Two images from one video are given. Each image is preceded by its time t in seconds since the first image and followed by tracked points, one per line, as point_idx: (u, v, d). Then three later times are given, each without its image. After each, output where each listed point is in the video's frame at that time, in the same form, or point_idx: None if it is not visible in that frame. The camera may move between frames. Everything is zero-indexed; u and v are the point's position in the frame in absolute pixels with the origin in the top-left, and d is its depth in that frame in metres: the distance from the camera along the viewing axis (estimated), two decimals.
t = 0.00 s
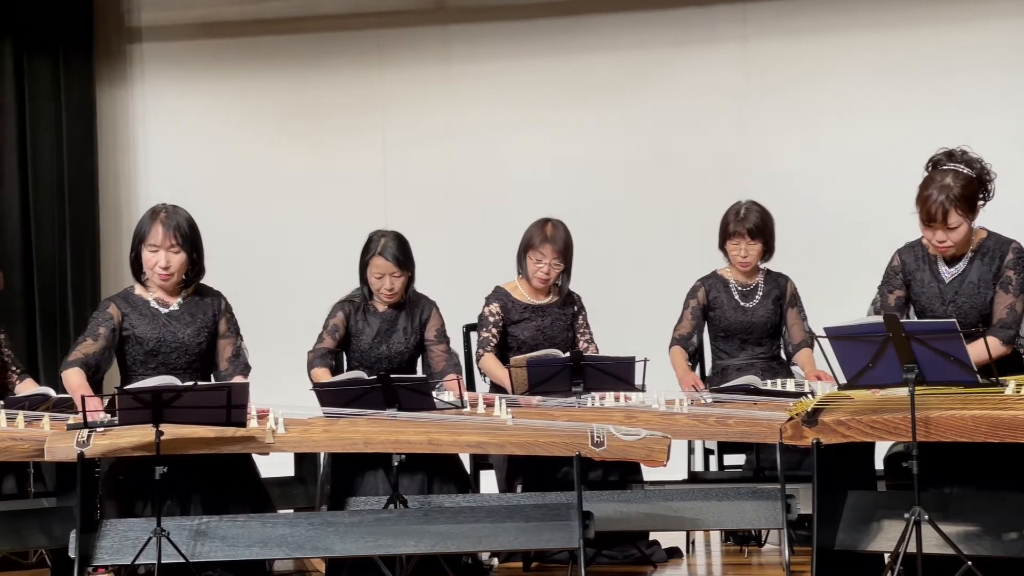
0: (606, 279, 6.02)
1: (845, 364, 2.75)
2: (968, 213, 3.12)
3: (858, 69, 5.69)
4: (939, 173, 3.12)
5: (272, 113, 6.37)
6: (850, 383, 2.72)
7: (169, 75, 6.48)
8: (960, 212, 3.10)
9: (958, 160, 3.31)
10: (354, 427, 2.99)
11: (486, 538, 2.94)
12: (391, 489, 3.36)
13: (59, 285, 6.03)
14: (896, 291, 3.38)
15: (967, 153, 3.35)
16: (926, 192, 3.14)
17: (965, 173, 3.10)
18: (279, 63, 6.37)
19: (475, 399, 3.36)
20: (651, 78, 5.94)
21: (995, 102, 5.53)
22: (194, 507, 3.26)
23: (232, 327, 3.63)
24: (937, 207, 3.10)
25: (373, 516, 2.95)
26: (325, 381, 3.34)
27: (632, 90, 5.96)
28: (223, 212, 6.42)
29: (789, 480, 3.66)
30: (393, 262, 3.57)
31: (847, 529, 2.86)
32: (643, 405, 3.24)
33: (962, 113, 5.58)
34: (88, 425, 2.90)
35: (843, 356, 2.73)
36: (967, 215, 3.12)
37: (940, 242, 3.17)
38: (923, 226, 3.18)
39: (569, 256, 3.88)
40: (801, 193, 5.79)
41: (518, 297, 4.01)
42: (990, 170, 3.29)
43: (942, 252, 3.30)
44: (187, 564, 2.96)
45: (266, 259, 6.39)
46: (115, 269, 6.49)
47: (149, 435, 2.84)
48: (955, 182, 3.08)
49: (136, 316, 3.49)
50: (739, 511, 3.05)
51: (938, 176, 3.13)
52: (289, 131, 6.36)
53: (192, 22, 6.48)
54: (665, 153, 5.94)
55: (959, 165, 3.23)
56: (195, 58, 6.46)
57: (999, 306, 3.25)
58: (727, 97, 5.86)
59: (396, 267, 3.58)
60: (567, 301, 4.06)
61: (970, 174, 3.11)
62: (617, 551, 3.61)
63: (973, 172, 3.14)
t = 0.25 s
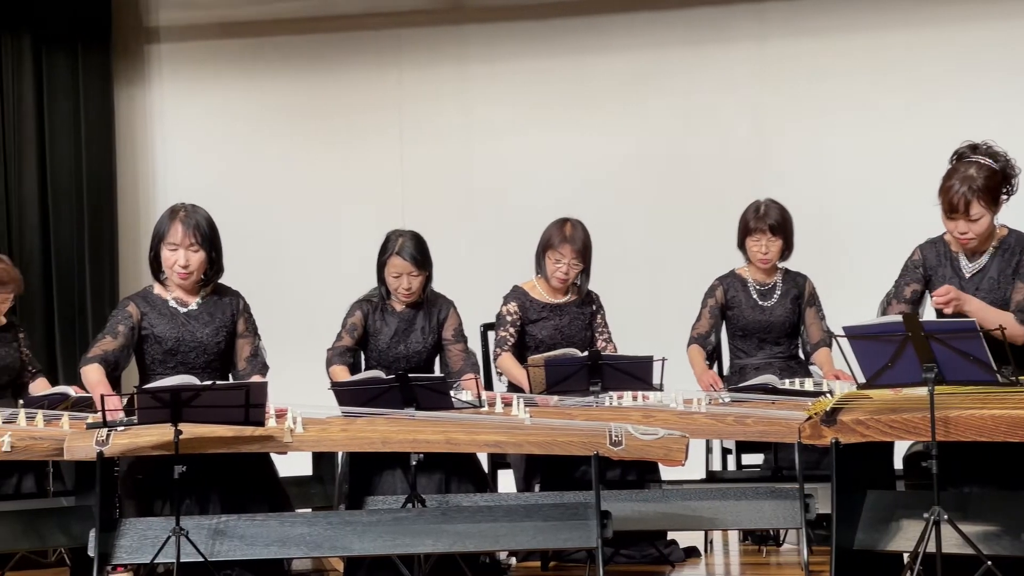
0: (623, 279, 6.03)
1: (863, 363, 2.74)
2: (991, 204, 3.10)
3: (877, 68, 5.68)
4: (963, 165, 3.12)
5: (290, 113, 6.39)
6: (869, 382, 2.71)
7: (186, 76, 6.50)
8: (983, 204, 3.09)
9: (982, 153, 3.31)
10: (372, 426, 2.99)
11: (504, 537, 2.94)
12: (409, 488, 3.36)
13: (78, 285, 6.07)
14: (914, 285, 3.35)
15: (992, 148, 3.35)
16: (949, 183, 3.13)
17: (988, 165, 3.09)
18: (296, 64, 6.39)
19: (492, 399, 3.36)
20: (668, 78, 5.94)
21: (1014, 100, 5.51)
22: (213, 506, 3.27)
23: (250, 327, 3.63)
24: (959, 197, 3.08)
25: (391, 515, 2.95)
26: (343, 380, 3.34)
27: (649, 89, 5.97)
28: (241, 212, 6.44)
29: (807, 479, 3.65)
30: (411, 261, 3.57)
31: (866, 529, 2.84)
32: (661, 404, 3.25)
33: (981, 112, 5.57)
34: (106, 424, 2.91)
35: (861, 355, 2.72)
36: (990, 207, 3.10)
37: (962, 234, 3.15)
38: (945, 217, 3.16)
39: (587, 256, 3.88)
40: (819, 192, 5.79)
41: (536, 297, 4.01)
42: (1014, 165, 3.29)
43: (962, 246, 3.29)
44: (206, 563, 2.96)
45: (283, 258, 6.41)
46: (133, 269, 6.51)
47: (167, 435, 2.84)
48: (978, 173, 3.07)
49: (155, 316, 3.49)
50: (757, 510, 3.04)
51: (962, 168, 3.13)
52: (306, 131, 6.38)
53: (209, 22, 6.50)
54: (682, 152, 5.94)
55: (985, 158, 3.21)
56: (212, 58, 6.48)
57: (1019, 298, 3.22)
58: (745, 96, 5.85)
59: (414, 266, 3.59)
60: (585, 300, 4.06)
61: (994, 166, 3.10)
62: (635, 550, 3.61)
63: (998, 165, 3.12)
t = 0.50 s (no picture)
0: (641, 279, 6.04)
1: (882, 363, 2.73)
2: (1014, 202, 3.08)
3: (895, 68, 5.69)
4: (985, 162, 3.10)
5: (308, 114, 6.41)
6: (888, 382, 2.70)
7: (204, 76, 6.53)
8: (1004, 202, 3.08)
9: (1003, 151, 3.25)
10: (390, 425, 3.00)
11: (522, 537, 2.95)
12: (427, 488, 3.37)
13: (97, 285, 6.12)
14: (931, 283, 3.39)
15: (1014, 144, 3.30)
16: (971, 180, 3.12)
17: (1011, 163, 3.07)
18: (313, 65, 6.42)
19: (510, 399, 3.36)
20: (686, 78, 5.96)
21: None
22: (231, 505, 3.27)
23: (268, 327, 3.63)
24: (981, 194, 3.07)
25: (409, 515, 2.96)
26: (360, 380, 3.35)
27: (666, 90, 5.99)
28: (259, 213, 6.46)
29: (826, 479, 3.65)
30: (428, 261, 3.58)
31: (885, 529, 2.82)
32: (680, 404, 3.25)
33: (998, 111, 5.57)
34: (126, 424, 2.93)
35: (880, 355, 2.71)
36: (1011, 205, 3.08)
37: (984, 230, 3.14)
38: (966, 214, 3.16)
39: (606, 256, 3.89)
40: (836, 192, 5.79)
41: (555, 296, 4.02)
42: None
43: (983, 245, 3.28)
44: (224, 563, 2.97)
45: (300, 259, 6.44)
46: (151, 269, 6.54)
47: (186, 435, 2.86)
48: (1000, 171, 3.05)
49: (173, 315, 3.48)
50: (775, 511, 3.04)
51: (984, 166, 3.11)
52: (323, 131, 6.40)
53: (227, 23, 6.53)
54: (700, 153, 5.96)
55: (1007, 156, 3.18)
56: (230, 58, 6.50)
57: None
58: (762, 96, 5.87)
59: (431, 266, 3.60)
60: (603, 300, 4.06)
61: (1017, 164, 3.07)
62: (653, 550, 3.61)
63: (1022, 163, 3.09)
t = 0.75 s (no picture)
0: (658, 278, 6.05)
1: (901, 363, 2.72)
2: None
3: (912, 67, 5.71)
4: (1009, 161, 3.10)
5: (325, 114, 6.43)
6: (907, 382, 2.69)
7: (222, 77, 6.55)
8: None
9: None
10: (407, 424, 2.99)
11: (541, 537, 2.95)
12: (445, 488, 3.37)
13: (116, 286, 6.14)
14: (950, 282, 3.37)
15: None
16: (993, 178, 3.11)
17: None
18: (330, 65, 6.44)
19: (528, 398, 3.37)
20: (703, 78, 5.99)
21: None
22: (250, 504, 3.28)
23: (286, 327, 3.58)
24: (1004, 193, 3.05)
25: (428, 515, 2.96)
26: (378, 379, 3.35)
27: (683, 90, 6.01)
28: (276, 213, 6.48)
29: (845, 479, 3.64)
30: (446, 261, 3.59)
31: (905, 529, 2.81)
32: (697, 404, 3.26)
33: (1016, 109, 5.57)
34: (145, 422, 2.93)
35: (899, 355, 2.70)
36: None
37: (1005, 230, 3.12)
38: (989, 212, 3.14)
39: (624, 256, 3.89)
40: (854, 191, 5.80)
41: (573, 296, 4.02)
42: None
43: (1004, 245, 3.27)
44: (243, 562, 2.98)
45: (317, 259, 6.46)
46: (169, 269, 6.57)
47: (205, 434, 2.86)
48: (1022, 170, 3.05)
49: (192, 316, 3.45)
50: (794, 511, 3.03)
51: (1007, 165, 3.11)
52: (340, 132, 6.42)
53: (245, 23, 6.55)
54: (717, 153, 5.98)
55: None
56: (248, 58, 6.52)
57: None
58: (780, 96, 5.89)
59: (449, 267, 3.61)
60: (621, 300, 4.06)
61: None
62: (671, 549, 3.62)
63: None
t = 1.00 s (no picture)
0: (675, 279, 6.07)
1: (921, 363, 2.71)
2: None
3: (930, 67, 5.72)
4: None
5: (343, 114, 6.45)
6: (927, 383, 2.68)
7: (239, 77, 6.57)
8: None
9: None
10: (426, 423, 2.98)
11: (559, 536, 2.95)
12: (463, 488, 3.37)
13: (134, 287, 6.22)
14: (970, 278, 3.40)
15: None
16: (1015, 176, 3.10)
17: None
18: (347, 65, 6.46)
19: (546, 398, 3.37)
20: (721, 78, 5.99)
21: None
22: (268, 503, 3.28)
23: (304, 327, 3.57)
24: None
25: (446, 514, 2.96)
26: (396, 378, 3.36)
27: (701, 90, 6.03)
28: (294, 213, 6.50)
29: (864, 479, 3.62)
30: (464, 260, 3.60)
31: (925, 529, 2.79)
32: (715, 403, 3.26)
33: None
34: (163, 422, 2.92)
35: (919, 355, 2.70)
36: None
37: None
38: (1011, 209, 3.13)
39: (642, 255, 3.89)
40: (871, 192, 5.83)
41: (591, 295, 4.03)
42: None
43: None
44: (261, 561, 2.98)
45: (335, 259, 6.48)
46: (188, 269, 6.61)
47: (224, 434, 2.84)
48: None
49: (210, 315, 3.43)
50: (813, 511, 3.02)
51: None
52: (357, 132, 6.44)
53: (262, 23, 6.57)
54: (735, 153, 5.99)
55: None
56: (266, 59, 6.54)
57: None
58: (798, 96, 5.91)
59: (467, 266, 3.62)
60: (639, 299, 4.06)
61: None
62: (690, 550, 3.63)
63: None
